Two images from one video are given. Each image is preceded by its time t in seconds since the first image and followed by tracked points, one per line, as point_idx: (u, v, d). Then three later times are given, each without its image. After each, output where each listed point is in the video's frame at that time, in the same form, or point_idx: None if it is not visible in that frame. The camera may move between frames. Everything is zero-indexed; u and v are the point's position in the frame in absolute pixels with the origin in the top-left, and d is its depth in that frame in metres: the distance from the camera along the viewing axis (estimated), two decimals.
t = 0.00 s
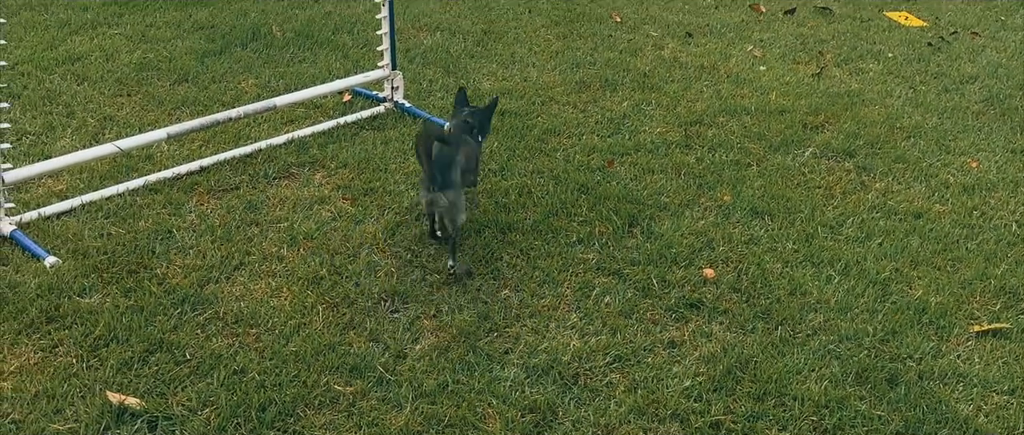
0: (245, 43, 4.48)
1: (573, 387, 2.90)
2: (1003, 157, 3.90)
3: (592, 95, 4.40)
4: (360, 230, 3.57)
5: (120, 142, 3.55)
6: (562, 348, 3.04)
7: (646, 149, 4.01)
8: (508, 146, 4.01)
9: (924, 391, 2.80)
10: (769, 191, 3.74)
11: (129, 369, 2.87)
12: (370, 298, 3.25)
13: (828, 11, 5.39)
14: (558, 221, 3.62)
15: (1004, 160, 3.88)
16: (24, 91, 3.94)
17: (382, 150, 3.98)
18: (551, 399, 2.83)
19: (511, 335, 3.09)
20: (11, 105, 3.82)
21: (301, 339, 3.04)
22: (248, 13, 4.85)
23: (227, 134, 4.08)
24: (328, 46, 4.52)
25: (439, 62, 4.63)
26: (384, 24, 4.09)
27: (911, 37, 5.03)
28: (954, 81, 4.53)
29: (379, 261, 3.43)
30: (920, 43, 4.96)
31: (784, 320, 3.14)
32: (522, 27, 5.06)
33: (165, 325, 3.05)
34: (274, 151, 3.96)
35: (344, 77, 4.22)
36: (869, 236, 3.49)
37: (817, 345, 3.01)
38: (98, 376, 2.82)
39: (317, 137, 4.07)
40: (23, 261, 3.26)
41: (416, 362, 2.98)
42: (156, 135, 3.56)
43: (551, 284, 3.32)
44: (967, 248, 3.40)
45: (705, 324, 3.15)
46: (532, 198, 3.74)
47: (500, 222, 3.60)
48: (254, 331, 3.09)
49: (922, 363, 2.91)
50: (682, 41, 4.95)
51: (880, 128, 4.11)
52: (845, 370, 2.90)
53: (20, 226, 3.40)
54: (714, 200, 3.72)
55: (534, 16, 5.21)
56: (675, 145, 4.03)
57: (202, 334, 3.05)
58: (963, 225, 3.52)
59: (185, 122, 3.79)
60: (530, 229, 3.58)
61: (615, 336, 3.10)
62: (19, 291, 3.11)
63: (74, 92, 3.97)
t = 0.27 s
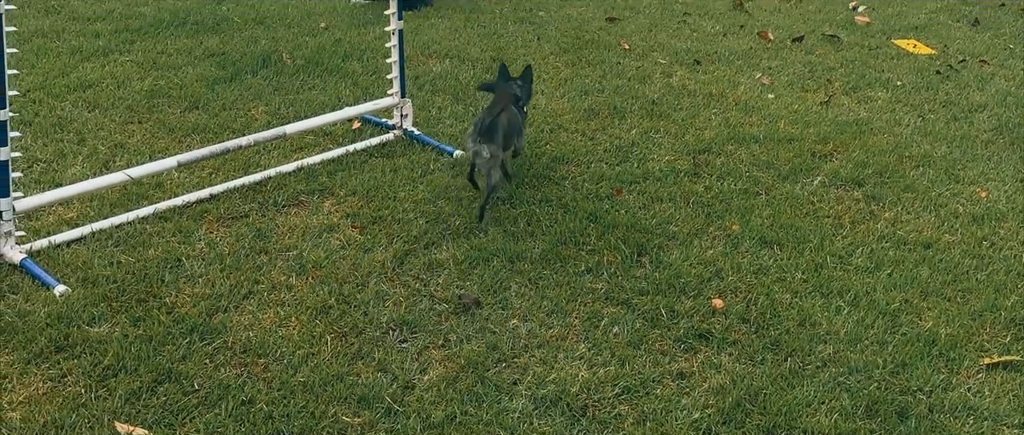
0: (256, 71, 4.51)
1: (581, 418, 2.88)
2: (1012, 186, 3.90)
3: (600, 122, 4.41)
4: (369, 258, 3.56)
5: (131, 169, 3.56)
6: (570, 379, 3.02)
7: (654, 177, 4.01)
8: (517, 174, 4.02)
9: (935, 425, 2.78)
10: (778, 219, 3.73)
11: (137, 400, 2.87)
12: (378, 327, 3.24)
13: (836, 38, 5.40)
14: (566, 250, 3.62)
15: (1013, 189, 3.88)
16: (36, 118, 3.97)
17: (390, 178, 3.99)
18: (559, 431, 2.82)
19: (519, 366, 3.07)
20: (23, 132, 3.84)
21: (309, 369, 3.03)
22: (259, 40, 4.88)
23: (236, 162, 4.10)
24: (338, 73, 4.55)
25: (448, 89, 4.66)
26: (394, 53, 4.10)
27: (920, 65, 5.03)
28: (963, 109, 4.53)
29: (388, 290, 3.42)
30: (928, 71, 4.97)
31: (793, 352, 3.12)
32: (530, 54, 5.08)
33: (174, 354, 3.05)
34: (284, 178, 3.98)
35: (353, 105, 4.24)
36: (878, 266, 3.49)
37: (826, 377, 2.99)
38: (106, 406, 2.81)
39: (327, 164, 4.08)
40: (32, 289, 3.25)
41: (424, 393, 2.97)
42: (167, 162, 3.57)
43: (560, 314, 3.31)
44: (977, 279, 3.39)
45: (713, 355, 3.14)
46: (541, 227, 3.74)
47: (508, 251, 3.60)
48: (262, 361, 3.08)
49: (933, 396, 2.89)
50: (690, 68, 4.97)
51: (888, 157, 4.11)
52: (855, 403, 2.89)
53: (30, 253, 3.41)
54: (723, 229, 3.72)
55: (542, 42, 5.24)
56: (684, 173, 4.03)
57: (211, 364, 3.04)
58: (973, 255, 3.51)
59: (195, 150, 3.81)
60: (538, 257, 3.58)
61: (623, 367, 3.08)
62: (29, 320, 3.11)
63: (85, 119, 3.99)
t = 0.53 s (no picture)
0: (264, 104, 4.55)
1: None
2: (1017, 223, 3.90)
3: (605, 157, 4.44)
4: (376, 294, 3.54)
5: (140, 204, 3.58)
6: (574, 417, 2.98)
7: (659, 212, 4.03)
8: (522, 208, 4.04)
9: None
10: (783, 256, 3.74)
11: None
12: (384, 364, 3.20)
13: (840, 71, 5.43)
14: (571, 285, 3.62)
15: (1018, 226, 3.88)
16: (46, 152, 4.01)
17: (397, 212, 4.01)
18: None
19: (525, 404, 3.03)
20: (33, 166, 3.88)
21: (314, 408, 2.98)
22: (267, 73, 4.93)
23: (244, 197, 4.13)
24: (345, 107, 4.59)
25: (454, 123, 4.70)
26: (401, 88, 4.14)
27: (924, 99, 5.06)
28: (967, 144, 4.54)
29: (393, 326, 3.39)
30: (933, 106, 4.99)
31: (799, 390, 3.10)
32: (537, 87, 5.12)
33: (179, 391, 3.01)
34: (291, 212, 4.01)
35: (361, 139, 4.28)
36: (883, 304, 3.48)
37: (832, 417, 2.97)
38: None
39: (334, 198, 4.11)
40: (40, 324, 3.25)
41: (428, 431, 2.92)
42: (175, 197, 3.59)
43: (565, 351, 3.28)
44: (982, 317, 3.38)
45: (719, 394, 3.10)
46: (546, 262, 3.74)
47: (513, 287, 3.58)
48: (268, 399, 3.03)
49: None
50: (695, 102, 5.00)
51: (893, 193, 4.12)
52: None
53: (39, 289, 3.41)
54: (727, 265, 3.73)
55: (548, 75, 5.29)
56: (688, 209, 4.05)
57: (216, 401, 3.00)
58: (977, 292, 3.51)
59: (204, 184, 3.83)
60: (544, 294, 3.56)
61: (628, 405, 3.05)
62: (36, 356, 3.09)
63: (94, 153, 4.03)
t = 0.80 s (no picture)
0: (274, 134, 4.58)
1: None
2: None
3: (614, 187, 4.45)
4: (385, 325, 3.53)
5: (151, 235, 3.60)
6: None
7: (668, 243, 4.03)
8: (532, 239, 4.05)
9: None
10: (792, 288, 3.73)
11: None
12: (393, 395, 3.18)
13: (849, 102, 5.44)
14: (581, 316, 3.60)
15: None
16: (58, 182, 4.03)
17: (406, 243, 4.02)
18: None
19: None
20: (45, 196, 3.90)
21: None
22: (278, 103, 4.97)
23: (254, 226, 4.15)
24: (355, 137, 4.61)
25: (464, 153, 4.72)
26: (411, 118, 4.15)
27: (933, 130, 5.06)
28: (977, 176, 4.54)
29: (402, 357, 3.37)
30: (942, 137, 4.99)
31: (809, 424, 3.06)
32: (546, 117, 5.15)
33: (188, 423, 2.99)
34: (301, 242, 4.02)
35: (371, 169, 4.29)
36: (893, 337, 3.46)
37: None
38: None
39: (344, 228, 4.13)
40: (51, 355, 3.25)
41: None
42: (186, 228, 3.61)
43: (574, 383, 3.25)
44: (993, 351, 3.36)
45: (729, 427, 3.07)
46: (556, 292, 3.73)
47: (523, 318, 3.56)
48: (277, 430, 3.01)
49: None
50: (704, 132, 5.01)
51: (903, 224, 4.12)
52: None
53: (49, 319, 3.42)
54: (737, 296, 3.71)
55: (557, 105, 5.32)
56: (698, 240, 4.05)
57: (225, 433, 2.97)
58: (988, 325, 3.49)
59: (215, 215, 3.85)
60: (553, 325, 3.54)
61: None
62: (46, 387, 3.08)
63: (106, 183, 4.05)
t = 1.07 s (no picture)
0: (288, 162, 4.61)
1: None
2: None
3: (627, 216, 4.45)
4: (396, 353, 3.52)
5: (165, 262, 3.61)
6: None
7: (680, 272, 4.02)
8: (543, 267, 4.04)
9: None
10: (805, 318, 3.71)
11: None
12: (403, 424, 3.16)
13: (862, 132, 5.43)
14: (593, 345, 3.58)
15: None
16: (73, 209, 4.07)
17: (418, 271, 4.02)
18: None
19: None
20: (60, 223, 3.93)
21: None
22: (293, 131, 5.00)
23: (267, 254, 4.17)
24: (369, 164, 4.64)
25: (476, 181, 4.73)
26: (424, 146, 4.16)
27: (946, 160, 5.05)
28: (991, 207, 4.52)
29: (413, 386, 3.36)
30: (956, 167, 4.97)
31: None
32: (559, 146, 5.16)
33: None
34: (314, 270, 4.03)
35: (384, 197, 4.31)
36: (907, 368, 3.42)
37: None
38: None
39: (357, 256, 4.14)
40: (64, 382, 3.26)
41: None
42: (199, 255, 3.62)
43: (585, 413, 3.22)
44: (1008, 383, 3.33)
45: None
46: (567, 321, 3.72)
47: (534, 347, 3.55)
48: None
49: None
50: (717, 161, 5.01)
51: (916, 255, 4.10)
52: None
53: (62, 346, 3.43)
54: (749, 326, 3.69)
55: (569, 133, 5.33)
56: (710, 269, 4.04)
57: None
58: (1003, 357, 3.46)
59: (228, 242, 3.86)
60: (565, 354, 3.52)
61: None
62: (57, 414, 3.09)
63: (120, 210, 4.08)
